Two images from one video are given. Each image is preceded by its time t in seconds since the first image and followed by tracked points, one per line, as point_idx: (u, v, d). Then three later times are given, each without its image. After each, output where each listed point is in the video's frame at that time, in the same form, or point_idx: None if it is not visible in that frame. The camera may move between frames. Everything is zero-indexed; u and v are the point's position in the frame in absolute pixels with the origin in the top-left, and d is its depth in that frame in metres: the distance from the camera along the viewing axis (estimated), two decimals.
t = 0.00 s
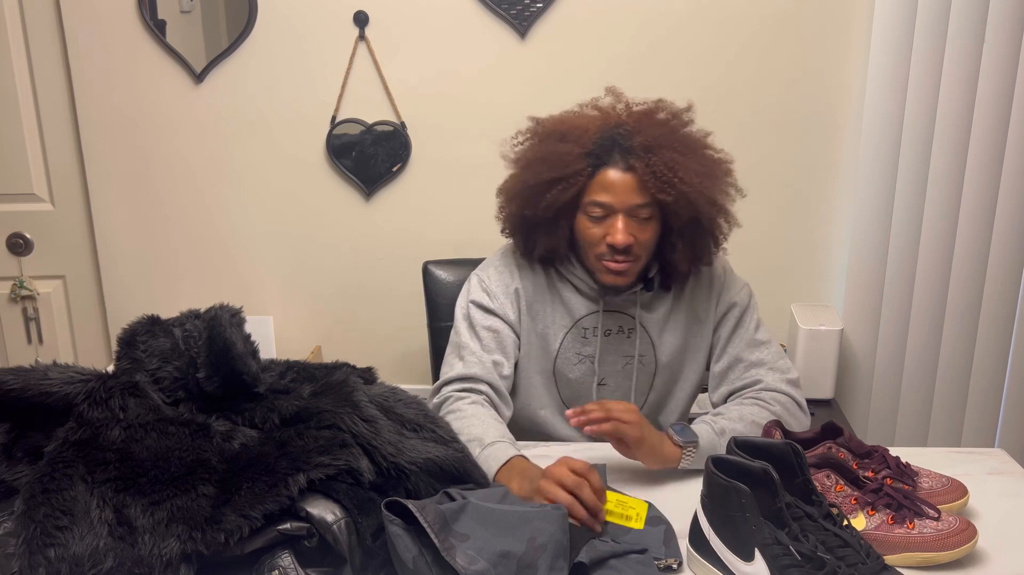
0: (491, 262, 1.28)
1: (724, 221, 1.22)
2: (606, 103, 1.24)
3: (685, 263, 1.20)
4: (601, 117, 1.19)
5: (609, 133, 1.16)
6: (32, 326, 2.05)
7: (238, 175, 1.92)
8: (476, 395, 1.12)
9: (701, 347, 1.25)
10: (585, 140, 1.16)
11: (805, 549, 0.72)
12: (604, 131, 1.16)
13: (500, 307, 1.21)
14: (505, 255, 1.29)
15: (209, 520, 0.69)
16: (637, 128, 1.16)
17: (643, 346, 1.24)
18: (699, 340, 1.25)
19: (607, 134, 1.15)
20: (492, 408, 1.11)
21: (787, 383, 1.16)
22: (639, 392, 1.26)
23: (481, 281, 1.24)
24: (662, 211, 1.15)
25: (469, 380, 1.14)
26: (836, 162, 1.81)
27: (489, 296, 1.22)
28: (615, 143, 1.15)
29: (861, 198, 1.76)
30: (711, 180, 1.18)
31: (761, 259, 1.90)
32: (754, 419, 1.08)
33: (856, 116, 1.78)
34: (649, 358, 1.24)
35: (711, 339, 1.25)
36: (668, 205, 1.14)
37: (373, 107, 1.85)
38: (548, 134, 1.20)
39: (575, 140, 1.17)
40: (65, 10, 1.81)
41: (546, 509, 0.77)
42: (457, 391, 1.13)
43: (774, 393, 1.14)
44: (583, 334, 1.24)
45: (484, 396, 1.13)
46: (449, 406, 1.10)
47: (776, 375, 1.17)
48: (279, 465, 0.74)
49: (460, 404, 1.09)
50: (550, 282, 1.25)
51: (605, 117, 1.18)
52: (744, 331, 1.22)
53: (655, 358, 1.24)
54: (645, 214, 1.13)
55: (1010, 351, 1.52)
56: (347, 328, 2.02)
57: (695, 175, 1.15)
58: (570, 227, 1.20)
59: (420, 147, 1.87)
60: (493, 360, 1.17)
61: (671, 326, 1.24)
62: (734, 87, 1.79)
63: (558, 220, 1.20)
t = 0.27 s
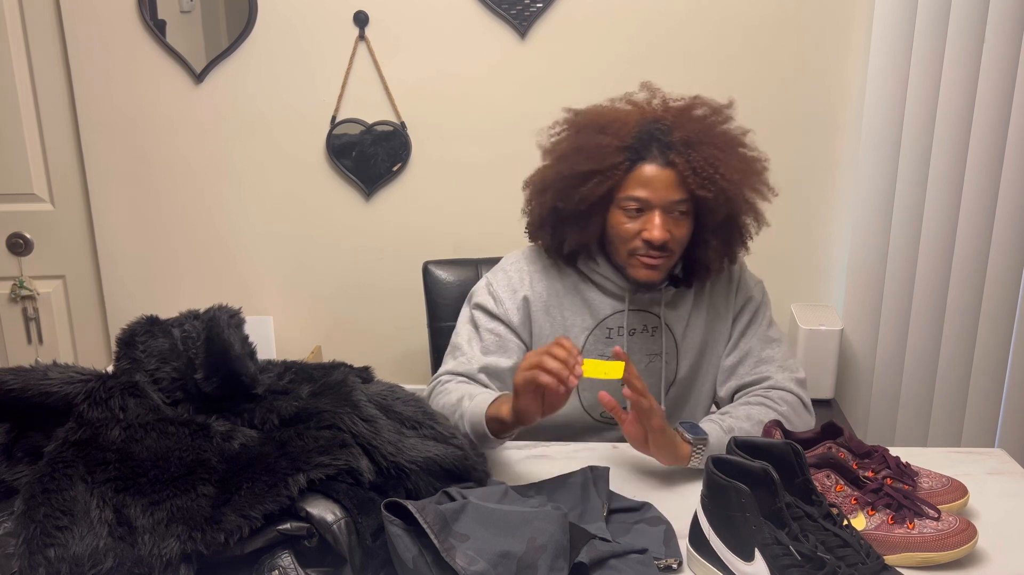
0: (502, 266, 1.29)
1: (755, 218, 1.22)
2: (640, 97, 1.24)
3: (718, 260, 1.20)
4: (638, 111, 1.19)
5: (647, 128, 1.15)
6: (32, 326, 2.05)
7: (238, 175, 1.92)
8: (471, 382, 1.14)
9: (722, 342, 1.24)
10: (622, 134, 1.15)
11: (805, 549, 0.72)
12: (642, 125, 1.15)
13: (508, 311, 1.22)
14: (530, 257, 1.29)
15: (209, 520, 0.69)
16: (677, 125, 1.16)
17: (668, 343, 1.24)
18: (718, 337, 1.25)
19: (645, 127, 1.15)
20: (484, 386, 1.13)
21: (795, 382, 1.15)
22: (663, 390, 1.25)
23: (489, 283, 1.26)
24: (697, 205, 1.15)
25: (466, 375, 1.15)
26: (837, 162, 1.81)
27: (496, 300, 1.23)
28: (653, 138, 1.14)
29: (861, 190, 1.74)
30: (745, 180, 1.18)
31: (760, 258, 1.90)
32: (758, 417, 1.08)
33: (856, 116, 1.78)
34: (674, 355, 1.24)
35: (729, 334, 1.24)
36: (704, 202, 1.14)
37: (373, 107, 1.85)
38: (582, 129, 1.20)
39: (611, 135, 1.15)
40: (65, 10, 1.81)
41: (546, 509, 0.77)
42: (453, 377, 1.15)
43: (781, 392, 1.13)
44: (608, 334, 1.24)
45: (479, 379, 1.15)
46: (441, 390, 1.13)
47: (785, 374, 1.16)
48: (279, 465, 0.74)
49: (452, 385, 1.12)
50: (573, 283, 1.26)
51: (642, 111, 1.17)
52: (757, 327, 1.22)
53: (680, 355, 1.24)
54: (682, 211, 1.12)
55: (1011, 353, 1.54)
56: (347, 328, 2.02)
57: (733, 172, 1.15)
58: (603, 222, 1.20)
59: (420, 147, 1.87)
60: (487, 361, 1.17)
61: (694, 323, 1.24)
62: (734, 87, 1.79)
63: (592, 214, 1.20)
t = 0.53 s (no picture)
0: (495, 279, 1.25)
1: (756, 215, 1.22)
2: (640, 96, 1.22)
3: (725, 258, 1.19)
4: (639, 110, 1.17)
5: (653, 126, 1.13)
6: (32, 326, 2.06)
7: (238, 174, 1.92)
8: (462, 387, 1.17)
9: (728, 344, 1.24)
10: (626, 133, 1.13)
11: (805, 548, 0.72)
12: (647, 124, 1.13)
13: (506, 326, 1.19)
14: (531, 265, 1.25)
15: (209, 520, 0.69)
16: (681, 121, 1.14)
17: (674, 347, 1.23)
18: (725, 336, 1.24)
19: (650, 126, 1.12)
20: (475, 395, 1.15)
21: (801, 384, 1.17)
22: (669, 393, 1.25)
23: (485, 295, 1.23)
24: (705, 200, 1.14)
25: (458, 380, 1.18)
26: (837, 162, 1.81)
27: (492, 313, 1.20)
28: (658, 136, 1.12)
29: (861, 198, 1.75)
30: (751, 173, 1.16)
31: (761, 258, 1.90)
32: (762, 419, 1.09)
33: (856, 116, 1.78)
34: (681, 357, 1.23)
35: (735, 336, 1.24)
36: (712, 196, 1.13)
37: (373, 107, 1.85)
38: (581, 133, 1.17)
39: (613, 135, 1.14)
40: (65, 10, 1.81)
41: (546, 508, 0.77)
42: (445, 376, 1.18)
43: (787, 394, 1.15)
44: (614, 339, 1.21)
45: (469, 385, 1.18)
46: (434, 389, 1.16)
47: (792, 375, 1.17)
48: (279, 464, 0.74)
49: (446, 386, 1.15)
50: (577, 290, 1.22)
51: (643, 110, 1.16)
52: (762, 327, 1.23)
53: (686, 357, 1.23)
54: (690, 208, 1.11)
55: (1010, 353, 1.53)
56: (347, 328, 2.02)
57: (739, 167, 1.14)
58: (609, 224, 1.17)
59: (420, 147, 1.87)
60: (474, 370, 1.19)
61: (700, 325, 1.23)
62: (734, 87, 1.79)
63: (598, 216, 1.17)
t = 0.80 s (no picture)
0: (479, 285, 1.26)
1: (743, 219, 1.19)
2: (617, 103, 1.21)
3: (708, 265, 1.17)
4: (614, 117, 1.15)
5: (628, 134, 1.10)
6: (32, 326, 2.05)
7: (238, 175, 1.92)
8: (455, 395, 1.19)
9: (722, 348, 1.23)
10: (604, 146, 1.10)
11: (805, 549, 0.72)
12: (623, 132, 1.11)
13: (488, 331, 1.20)
14: (513, 272, 1.24)
15: (209, 520, 0.69)
16: (656, 128, 1.12)
17: (660, 352, 1.22)
18: (717, 340, 1.23)
19: (627, 134, 1.10)
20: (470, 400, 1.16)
21: (803, 387, 1.17)
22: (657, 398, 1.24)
23: (469, 301, 1.24)
24: (686, 209, 1.11)
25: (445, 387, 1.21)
26: (837, 163, 1.81)
27: (477, 319, 1.21)
28: (634, 145, 1.10)
29: (861, 204, 1.78)
30: (732, 176, 1.14)
31: (760, 258, 1.90)
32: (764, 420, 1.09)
33: (855, 116, 1.78)
34: (666, 362, 1.23)
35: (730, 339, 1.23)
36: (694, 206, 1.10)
37: (374, 107, 1.85)
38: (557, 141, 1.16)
39: (592, 147, 1.11)
40: (65, 10, 1.81)
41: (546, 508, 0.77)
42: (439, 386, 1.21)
43: (789, 398, 1.15)
44: (597, 345, 1.21)
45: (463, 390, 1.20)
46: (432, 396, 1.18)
47: (793, 378, 1.18)
48: (279, 464, 0.74)
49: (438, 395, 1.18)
50: (559, 299, 1.22)
51: (618, 119, 1.13)
52: (759, 330, 1.21)
53: (672, 362, 1.23)
54: (671, 216, 1.08)
55: (1010, 355, 1.50)
56: (347, 328, 2.02)
57: (719, 174, 1.11)
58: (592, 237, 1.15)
59: (420, 147, 1.87)
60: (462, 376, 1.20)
61: (687, 331, 1.22)
62: (734, 87, 1.79)
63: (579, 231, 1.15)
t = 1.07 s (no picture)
0: (462, 275, 1.31)
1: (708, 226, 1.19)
2: (585, 104, 1.23)
3: (664, 269, 1.17)
4: (578, 119, 1.18)
5: (582, 134, 1.14)
6: (32, 326, 2.05)
7: (237, 175, 1.92)
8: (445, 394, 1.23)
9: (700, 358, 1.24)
10: (556, 143, 1.15)
11: (805, 549, 0.72)
12: (578, 132, 1.15)
13: (466, 320, 1.25)
14: (486, 264, 1.30)
15: (208, 520, 0.69)
16: (611, 130, 1.14)
17: (625, 355, 1.23)
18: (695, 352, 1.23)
19: (580, 135, 1.14)
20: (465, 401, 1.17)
21: (801, 388, 1.17)
22: (625, 402, 1.25)
23: (449, 291, 1.29)
24: (638, 214, 1.12)
25: (437, 386, 1.24)
26: (836, 163, 1.81)
27: (455, 308, 1.27)
28: (588, 145, 1.14)
29: (861, 204, 1.77)
30: (688, 184, 1.16)
31: (760, 258, 1.90)
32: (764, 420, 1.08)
33: (855, 116, 1.79)
34: (632, 367, 1.24)
35: (712, 349, 1.24)
36: (643, 210, 1.11)
37: (374, 107, 1.85)
38: (522, 138, 1.20)
39: (546, 143, 1.16)
40: (65, 10, 1.81)
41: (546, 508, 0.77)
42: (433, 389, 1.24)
43: (790, 400, 1.14)
44: (561, 343, 1.24)
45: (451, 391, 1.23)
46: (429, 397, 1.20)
47: (790, 381, 1.17)
48: (279, 465, 0.74)
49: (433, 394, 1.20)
50: (526, 295, 1.26)
51: (579, 120, 1.17)
52: (749, 339, 1.22)
53: (638, 367, 1.24)
54: (621, 218, 1.10)
55: (1010, 355, 1.52)
56: (347, 328, 2.02)
57: (669, 179, 1.12)
58: (545, 230, 1.19)
59: (420, 147, 1.87)
60: (450, 371, 1.24)
61: (655, 336, 1.23)
62: (733, 87, 1.79)
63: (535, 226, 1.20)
